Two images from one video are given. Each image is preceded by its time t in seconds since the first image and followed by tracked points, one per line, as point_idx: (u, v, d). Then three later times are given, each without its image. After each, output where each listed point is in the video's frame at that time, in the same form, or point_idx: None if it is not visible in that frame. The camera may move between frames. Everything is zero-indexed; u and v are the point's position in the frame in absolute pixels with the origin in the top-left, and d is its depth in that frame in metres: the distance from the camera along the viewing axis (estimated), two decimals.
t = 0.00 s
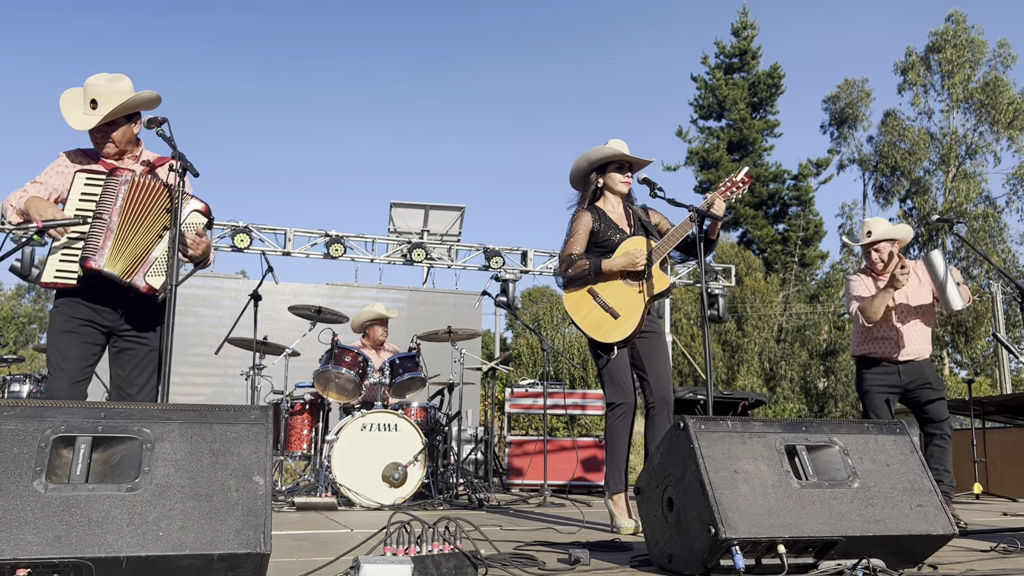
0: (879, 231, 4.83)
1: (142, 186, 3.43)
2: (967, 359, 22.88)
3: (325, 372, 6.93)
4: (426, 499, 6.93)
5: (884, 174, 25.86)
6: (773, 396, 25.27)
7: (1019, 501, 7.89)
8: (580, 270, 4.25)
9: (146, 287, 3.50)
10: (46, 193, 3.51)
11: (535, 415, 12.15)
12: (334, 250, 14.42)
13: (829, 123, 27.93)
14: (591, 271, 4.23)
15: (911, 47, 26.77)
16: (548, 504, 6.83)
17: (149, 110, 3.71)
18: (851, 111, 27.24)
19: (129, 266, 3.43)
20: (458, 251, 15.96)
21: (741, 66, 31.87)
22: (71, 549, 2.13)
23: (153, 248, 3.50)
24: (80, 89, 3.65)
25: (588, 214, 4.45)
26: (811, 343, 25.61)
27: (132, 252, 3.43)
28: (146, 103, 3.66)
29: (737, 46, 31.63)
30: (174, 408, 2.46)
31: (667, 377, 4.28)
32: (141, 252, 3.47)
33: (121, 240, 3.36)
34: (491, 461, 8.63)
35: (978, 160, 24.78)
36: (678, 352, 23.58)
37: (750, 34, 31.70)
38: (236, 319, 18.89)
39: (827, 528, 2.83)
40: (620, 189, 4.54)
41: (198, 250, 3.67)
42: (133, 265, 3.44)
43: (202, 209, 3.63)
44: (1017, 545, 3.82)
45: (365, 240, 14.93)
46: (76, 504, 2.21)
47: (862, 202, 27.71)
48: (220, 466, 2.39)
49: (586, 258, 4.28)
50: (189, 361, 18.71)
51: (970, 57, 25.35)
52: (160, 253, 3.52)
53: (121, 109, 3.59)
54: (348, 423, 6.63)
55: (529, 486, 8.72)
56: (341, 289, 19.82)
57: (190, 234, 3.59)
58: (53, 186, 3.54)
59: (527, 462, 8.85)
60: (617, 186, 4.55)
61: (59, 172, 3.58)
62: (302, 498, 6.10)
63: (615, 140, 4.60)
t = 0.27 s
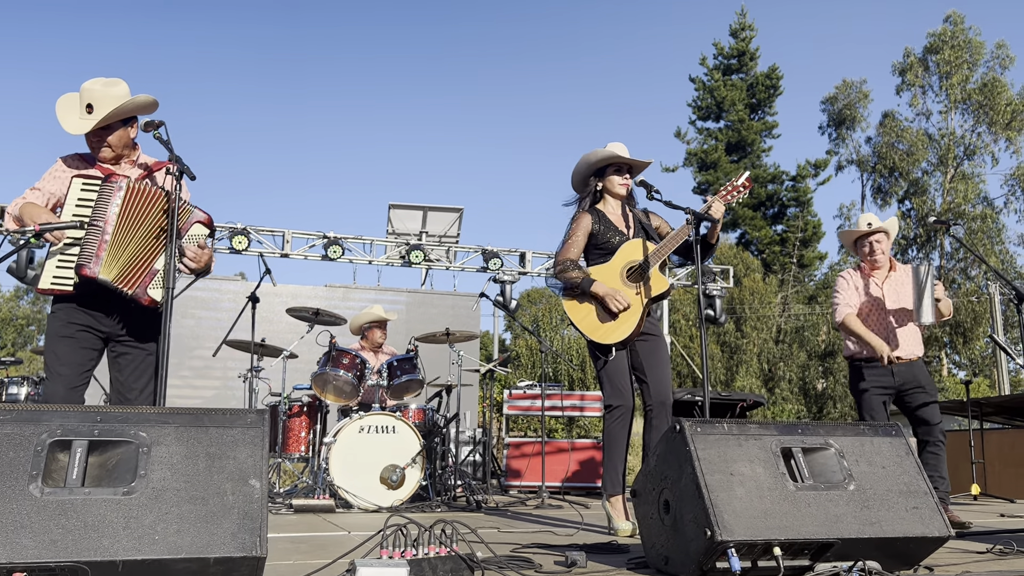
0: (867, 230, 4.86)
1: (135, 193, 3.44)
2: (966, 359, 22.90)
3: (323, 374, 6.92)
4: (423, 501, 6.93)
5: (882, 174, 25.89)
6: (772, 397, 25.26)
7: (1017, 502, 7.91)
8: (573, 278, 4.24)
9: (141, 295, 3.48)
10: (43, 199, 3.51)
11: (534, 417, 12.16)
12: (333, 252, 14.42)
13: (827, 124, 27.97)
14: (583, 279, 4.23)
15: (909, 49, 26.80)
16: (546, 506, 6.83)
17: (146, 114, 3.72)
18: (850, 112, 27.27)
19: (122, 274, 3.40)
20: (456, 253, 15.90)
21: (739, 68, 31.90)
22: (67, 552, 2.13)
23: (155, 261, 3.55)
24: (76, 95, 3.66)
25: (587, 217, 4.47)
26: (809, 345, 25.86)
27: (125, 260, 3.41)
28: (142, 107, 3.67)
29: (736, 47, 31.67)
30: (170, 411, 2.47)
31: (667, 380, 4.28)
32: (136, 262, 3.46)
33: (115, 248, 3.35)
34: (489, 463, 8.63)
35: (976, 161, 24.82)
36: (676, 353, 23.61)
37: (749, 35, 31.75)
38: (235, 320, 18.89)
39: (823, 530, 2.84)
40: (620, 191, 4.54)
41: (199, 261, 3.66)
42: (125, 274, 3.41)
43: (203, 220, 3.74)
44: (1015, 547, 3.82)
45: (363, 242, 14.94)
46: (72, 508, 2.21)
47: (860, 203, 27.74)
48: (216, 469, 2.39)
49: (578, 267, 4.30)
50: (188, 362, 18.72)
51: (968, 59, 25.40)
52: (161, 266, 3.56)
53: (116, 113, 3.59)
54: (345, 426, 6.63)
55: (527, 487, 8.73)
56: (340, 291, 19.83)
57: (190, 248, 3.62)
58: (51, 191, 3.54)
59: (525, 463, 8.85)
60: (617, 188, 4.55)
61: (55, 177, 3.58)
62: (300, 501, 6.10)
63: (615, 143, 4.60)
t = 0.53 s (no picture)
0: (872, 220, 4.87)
1: (132, 193, 3.45)
2: (964, 360, 22.93)
3: (320, 376, 6.92)
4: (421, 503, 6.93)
5: (880, 176, 25.90)
6: (770, 398, 25.24)
7: (1013, 503, 7.92)
8: (580, 274, 4.26)
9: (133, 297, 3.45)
10: (40, 200, 3.52)
11: (532, 418, 12.17)
12: (331, 253, 14.42)
13: (825, 125, 27.98)
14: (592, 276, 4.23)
15: (906, 50, 26.83)
16: (544, 508, 6.83)
17: (142, 113, 3.73)
18: (847, 114, 27.27)
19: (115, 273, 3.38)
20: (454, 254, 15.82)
21: (737, 69, 31.92)
22: (62, 556, 2.13)
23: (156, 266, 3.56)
24: (72, 95, 3.66)
25: (589, 217, 4.48)
26: (808, 344, 25.92)
27: (119, 259, 3.40)
28: (138, 106, 3.67)
29: (734, 49, 31.68)
30: (165, 415, 2.47)
31: (663, 383, 4.28)
32: (133, 264, 3.46)
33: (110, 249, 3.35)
34: (487, 465, 8.63)
35: (974, 162, 24.85)
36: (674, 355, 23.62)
37: (747, 36, 31.78)
38: (233, 322, 18.88)
39: (818, 532, 2.84)
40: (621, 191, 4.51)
41: (197, 268, 3.73)
42: (119, 274, 3.40)
43: (206, 229, 3.77)
44: (1010, 548, 3.82)
45: (361, 243, 14.94)
46: (67, 511, 2.21)
47: (858, 204, 27.75)
48: (211, 472, 2.40)
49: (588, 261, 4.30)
50: (186, 364, 18.72)
51: (966, 60, 25.42)
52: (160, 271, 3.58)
53: (112, 112, 3.60)
54: (343, 428, 6.63)
55: (525, 489, 8.73)
56: (338, 293, 19.83)
57: (190, 256, 3.69)
58: (48, 192, 3.54)
59: (523, 465, 8.86)
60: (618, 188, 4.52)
61: (52, 178, 3.58)
62: (297, 503, 6.10)
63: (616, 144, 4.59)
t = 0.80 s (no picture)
0: (882, 223, 4.84)
1: (132, 199, 3.46)
2: (963, 361, 22.97)
3: (319, 378, 6.91)
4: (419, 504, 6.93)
5: (878, 176, 25.93)
6: (769, 398, 25.26)
7: (1011, 503, 7.93)
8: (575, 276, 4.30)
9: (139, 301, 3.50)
10: (38, 204, 3.52)
11: (530, 419, 12.17)
12: (330, 255, 14.42)
13: (824, 126, 28.01)
14: (585, 279, 4.27)
15: (905, 51, 26.86)
16: (542, 509, 6.84)
17: (142, 116, 3.73)
18: (846, 115, 27.30)
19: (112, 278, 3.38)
20: (453, 256, 15.86)
21: (736, 70, 31.94)
22: (58, 558, 2.14)
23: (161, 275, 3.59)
24: (72, 97, 3.66)
25: (590, 220, 4.49)
26: (806, 345, 25.97)
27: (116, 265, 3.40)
28: (138, 110, 3.67)
29: (732, 50, 31.70)
30: (162, 416, 2.47)
31: (663, 383, 4.25)
32: (132, 271, 3.47)
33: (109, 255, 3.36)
34: (486, 466, 8.64)
35: (972, 163, 24.88)
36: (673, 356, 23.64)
37: (746, 38, 31.80)
38: (231, 323, 18.87)
39: (815, 534, 2.85)
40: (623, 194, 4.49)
41: (201, 276, 3.73)
42: (118, 278, 3.42)
43: (209, 237, 3.76)
44: (1008, 550, 3.82)
45: (360, 244, 14.95)
46: (64, 513, 2.21)
47: (856, 205, 27.78)
48: (208, 474, 2.40)
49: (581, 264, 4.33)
50: (185, 366, 18.72)
51: (964, 61, 25.43)
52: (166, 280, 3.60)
53: (112, 115, 3.60)
54: (341, 430, 6.62)
55: (523, 490, 8.73)
56: (336, 294, 19.83)
57: (194, 266, 3.70)
58: (45, 196, 3.55)
59: (521, 466, 8.86)
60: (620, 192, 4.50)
61: (51, 181, 3.58)
62: (295, 504, 6.09)
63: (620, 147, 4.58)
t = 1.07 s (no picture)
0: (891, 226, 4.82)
1: (136, 198, 3.46)
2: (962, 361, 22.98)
3: (318, 378, 6.91)
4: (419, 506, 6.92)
5: (878, 177, 25.94)
6: (769, 399, 25.26)
7: (1011, 504, 7.93)
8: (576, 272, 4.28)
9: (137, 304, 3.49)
10: (38, 202, 3.52)
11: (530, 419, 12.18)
12: (329, 255, 14.41)
13: (823, 126, 28.03)
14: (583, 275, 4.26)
15: (904, 52, 26.88)
16: (542, 510, 6.84)
17: (144, 115, 3.74)
18: (846, 115, 27.28)
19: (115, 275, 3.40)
20: (452, 256, 15.88)
21: (735, 71, 31.93)
22: (57, 560, 2.13)
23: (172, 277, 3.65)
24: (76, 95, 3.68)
25: (586, 216, 4.48)
26: (806, 347, 25.77)
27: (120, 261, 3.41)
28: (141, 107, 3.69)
29: (732, 50, 31.71)
30: (161, 418, 2.46)
31: (663, 384, 4.28)
32: (134, 269, 3.48)
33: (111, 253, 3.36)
34: (485, 466, 8.63)
35: (971, 164, 24.89)
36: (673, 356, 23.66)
37: (745, 38, 31.80)
38: (231, 324, 18.87)
39: (815, 535, 2.85)
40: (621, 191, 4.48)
41: (211, 277, 3.85)
42: (120, 276, 3.43)
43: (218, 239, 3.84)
44: (1008, 552, 3.82)
45: (359, 245, 14.95)
46: (63, 515, 2.21)
47: (856, 206, 27.80)
48: (207, 476, 2.39)
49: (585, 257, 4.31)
50: (185, 366, 18.72)
51: (964, 62, 25.45)
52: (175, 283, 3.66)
53: (116, 109, 3.60)
54: (341, 430, 6.62)
55: (523, 491, 8.73)
56: (336, 295, 19.83)
57: (205, 267, 3.80)
58: (45, 194, 3.54)
59: (521, 467, 8.85)
60: (617, 188, 4.48)
61: (50, 178, 3.57)
62: (294, 505, 6.09)
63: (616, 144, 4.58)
